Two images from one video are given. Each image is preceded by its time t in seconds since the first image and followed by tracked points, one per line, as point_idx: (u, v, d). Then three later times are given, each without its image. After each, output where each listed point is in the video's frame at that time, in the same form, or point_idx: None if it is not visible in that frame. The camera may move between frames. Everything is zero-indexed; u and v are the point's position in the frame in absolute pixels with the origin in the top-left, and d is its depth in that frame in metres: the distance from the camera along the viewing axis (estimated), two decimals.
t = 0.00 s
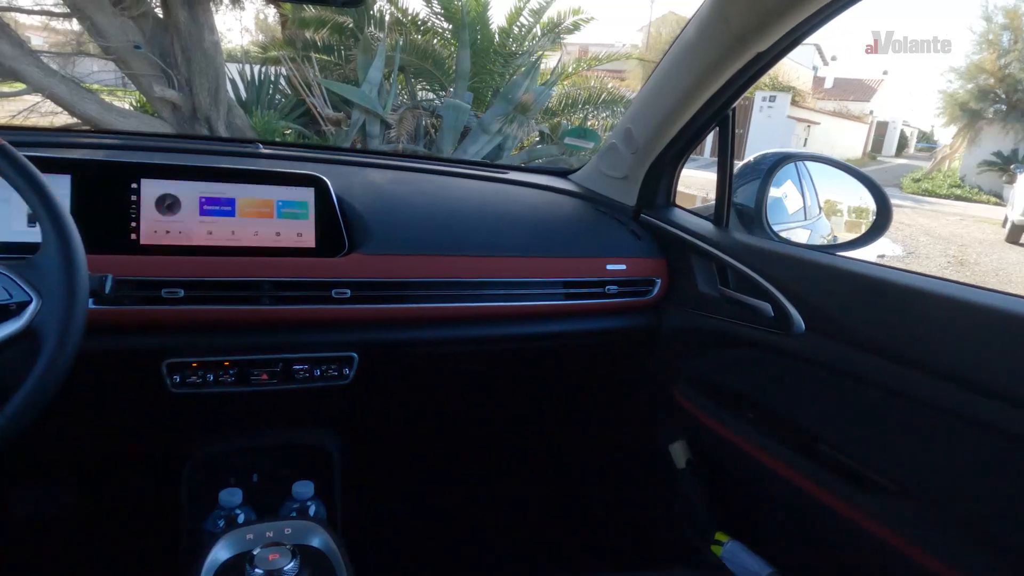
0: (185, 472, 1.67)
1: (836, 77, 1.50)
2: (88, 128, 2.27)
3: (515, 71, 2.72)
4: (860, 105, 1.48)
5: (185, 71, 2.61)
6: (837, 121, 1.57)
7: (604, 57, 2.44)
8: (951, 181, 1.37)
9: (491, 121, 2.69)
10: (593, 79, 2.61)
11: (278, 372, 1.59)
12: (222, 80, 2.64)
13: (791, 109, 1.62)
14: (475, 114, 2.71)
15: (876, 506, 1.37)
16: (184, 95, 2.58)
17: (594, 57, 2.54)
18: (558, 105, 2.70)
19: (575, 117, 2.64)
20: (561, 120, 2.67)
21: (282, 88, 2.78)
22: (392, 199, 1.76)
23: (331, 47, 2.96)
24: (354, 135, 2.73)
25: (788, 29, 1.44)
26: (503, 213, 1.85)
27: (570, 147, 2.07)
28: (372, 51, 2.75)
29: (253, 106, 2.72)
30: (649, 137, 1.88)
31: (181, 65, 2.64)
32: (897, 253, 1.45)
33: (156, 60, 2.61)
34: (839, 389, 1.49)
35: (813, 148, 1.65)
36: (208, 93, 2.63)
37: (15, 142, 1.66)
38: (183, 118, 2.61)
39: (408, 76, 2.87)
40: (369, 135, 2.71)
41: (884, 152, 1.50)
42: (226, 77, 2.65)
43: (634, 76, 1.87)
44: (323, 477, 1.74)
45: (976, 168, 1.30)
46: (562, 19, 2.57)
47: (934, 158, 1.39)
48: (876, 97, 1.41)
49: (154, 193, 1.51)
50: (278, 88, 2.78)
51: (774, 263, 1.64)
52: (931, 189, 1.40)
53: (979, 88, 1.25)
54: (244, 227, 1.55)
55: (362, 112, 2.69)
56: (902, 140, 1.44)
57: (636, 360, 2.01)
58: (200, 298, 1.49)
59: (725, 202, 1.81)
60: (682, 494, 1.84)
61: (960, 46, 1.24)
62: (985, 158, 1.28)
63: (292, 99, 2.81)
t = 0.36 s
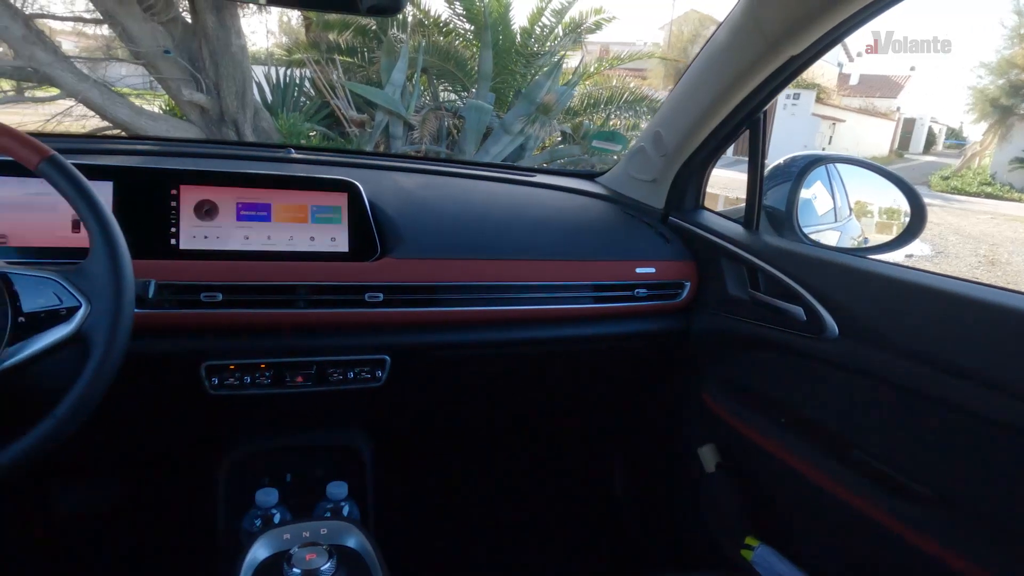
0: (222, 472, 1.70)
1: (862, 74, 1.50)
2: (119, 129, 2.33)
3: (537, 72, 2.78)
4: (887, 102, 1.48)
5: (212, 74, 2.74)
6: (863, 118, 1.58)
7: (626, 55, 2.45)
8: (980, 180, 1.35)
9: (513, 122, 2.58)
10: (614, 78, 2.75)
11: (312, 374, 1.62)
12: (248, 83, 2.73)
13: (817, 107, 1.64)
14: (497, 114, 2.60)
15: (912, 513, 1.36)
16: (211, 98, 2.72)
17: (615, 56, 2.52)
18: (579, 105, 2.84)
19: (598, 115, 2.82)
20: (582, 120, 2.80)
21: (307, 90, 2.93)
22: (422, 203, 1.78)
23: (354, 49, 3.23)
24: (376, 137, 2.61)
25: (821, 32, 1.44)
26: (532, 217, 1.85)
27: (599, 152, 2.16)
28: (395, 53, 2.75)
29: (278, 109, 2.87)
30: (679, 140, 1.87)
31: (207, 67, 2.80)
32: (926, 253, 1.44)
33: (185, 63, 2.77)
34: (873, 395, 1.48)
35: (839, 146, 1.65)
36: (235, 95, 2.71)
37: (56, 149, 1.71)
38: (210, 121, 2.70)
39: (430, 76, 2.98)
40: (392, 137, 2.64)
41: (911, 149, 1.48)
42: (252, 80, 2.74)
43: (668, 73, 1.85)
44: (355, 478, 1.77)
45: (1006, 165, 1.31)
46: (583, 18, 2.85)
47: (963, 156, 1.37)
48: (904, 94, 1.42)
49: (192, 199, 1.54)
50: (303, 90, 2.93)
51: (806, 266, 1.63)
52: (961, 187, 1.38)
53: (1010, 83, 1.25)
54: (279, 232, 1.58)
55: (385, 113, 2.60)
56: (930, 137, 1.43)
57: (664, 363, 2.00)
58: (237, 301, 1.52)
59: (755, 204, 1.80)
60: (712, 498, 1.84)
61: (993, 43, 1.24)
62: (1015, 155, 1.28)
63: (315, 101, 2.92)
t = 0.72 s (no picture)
0: (245, 468, 1.75)
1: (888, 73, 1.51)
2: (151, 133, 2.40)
3: (556, 73, 2.78)
4: (914, 100, 1.50)
5: (237, 78, 2.95)
6: (886, 117, 1.59)
7: (647, 56, 2.54)
8: (1011, 180, 1.35)
9: (533, 123, 2.61)
10: (636, 79, 2.62)
11: (332, 373, 1.67)
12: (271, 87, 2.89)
13: (841, 106, 1.63)
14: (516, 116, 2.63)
15: (923, 515, 1.37)
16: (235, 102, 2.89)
17: (637, 56, 2.59)
18: (599, 106, 2.71)
19: (618, 118, 2.65)
20: (602, 121, 2.66)
21: (329, 93, 2.84)
22: (438, 206, 1.82)
23: (377, 53, 3.17)
24: (397, 139, 2.67)
25: (832, 38, 1.46)
26: (547, 219, 1.88)
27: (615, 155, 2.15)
28: (416, 56, 2.82)
29: (301, 111, 2.81)
30: (692, 144, 1.89)
31: (234, 72, 3.02)
32: (953, 254, 1.42)
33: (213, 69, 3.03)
34: (885, 398, 1.49)
35: (863, 146, 1.65)
36: (259, 98, 2.86)
37: (88, 155, 1.78)
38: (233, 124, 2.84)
39: (451, 79, 2.97)
40: (412, 139, 2.66)
41: (939, 148, 1.48)
42: (275, 84, 2.88)
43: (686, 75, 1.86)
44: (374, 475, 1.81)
45: None
46: (603, 22, 2.86)
47: (994, 155, 1.37)
48: (932, 91, 1.44)
49: (217, 203, 1.59)
50: (325, 92, 2.84)
51: (819, 269, 1.64)
52: (991, 187, 1.39)
53: None
54: (300, 235, 1.63)
55: (405, 114, 2.63)
56: (959, 136, 1.43)
57: (679, 364, 2.02)
58: (259, 303, 1.57)
59: (769, 207, 1.81)
60: (725, 498, 1.85)
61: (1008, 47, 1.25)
62: None
63: (337, 103, 2.82)
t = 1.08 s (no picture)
0: (253, 466, 1.81)
1: (915, 72, 1.47)
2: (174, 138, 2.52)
3: (575, 75, 2.81)
4: (942, 100, 1.44)
5: (258, 81, 2.93)
6: (913, 117, 1.52)
7: (665, 57, 2.55)
8: None
9: (550, 125, 2.58)
10: (655, 80, 2.63)
11: (337, 373, 1.71)
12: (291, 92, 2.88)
13: (865, 106, 1.58)
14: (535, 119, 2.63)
15: (916, 520, 1.38)
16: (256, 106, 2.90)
17: (656, 58, 2.64)
18: (617, 108, 2.73)
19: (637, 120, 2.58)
20: (620, 123, 2.70)
21: (349, 96, 2.88)
22: (443, 211, 1.85)
23: (397, 57, 3.33)
24: (416, 141, 2.72)
25: (831, 42, 1.48)
26: (550, 224, 1.91)
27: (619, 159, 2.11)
28: (434, 59, 2.81)
29: (321, 115, 2.85)
30: (694, 150, 1.91)
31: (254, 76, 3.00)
32: (979, 257, 1.37)
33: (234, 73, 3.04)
34: (882, 403, 1.50)
35: (889, 145, 1.57)
36: (279, 101, 2.86)
37: (108, 161, 1.84)
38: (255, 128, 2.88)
39: (469, 82, 2.98)
40: (430, 141, 2.69)
41: (968, 148, 1.43)
42: (296, 85, 2.90)
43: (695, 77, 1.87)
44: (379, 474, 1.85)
45: None
46: (622, 22, 2.99)
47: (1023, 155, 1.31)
48: (961, 90, 1.39)
49: (227, 208, 1.65)
50: (345, 96, 2.88)
51: (817, 274, 1.65)
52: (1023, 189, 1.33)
53: None
54: (308, 239, 1.68)
55: (424, 117, 2.66)
56: (989, 136, 1.38)
57: (682, 367, 2.04)
58: (266, 305, 1.62)
59: (771, 212, 1.81)
60: (725, 501, 1.87)
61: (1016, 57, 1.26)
62: None
63: (357, 106, 2.88)
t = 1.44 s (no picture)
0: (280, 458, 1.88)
1: (942, 69, 1.43)
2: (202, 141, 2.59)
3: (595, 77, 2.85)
4: (969, 98, 1.41)
5: (282, 85, 3.00)
6: (940, 117, 1.48)
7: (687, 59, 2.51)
8: None
9: (569, 126, 2.61)
10: (677, 81, 2.59)
11: (361, 369, 1.77)
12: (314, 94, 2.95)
13: (891, 105, 1.53)
14: (555, 120, 2.66)
15: (924, 516, 1.41)
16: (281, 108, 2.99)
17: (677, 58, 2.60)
18: (637, 109, 2.72)
19: (658, 121, 2.54)
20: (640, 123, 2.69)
21: (371, 98, 2.97)
22: (463, 212, 1.90)
23: (418, 60, 3.30)
24: (436, 143, 2.77)
25: (843, 47, 1.51)
26: (568, 225, 1.95)
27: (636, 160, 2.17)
28: (454, 60, 2.91)
29: (343, 116, 2.91)
30: (709, 152, 1.94)
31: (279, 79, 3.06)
32: (1006, 258, 1.36)
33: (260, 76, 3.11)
34: (893, 401, 1.52)
35: (914, 146, 1.55)
36: (302, 104, 2.95)
37: (144, 164, 1.93)
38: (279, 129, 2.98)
39: (490, 82, 3.06)
40: (450, 142, 2.75)
41: (995, 148, 1.40)
42: (320, 89, 2.98)
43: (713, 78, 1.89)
44: (400, 467, 1.91)
45: None
46: (641, 24, 3.09)
47: None
48: (988, 88, 1.36)
49: (258, 210, 1.71)
50: (366, 98, 2.97)
51: (832, 276, 1.67)
52: None
53: None
54: (334, 240, 1.74)
55: (444, 119, 2.73)
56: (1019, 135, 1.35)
57: (697, 366, 2.07)
58: (294, 303, 1.69)
59: (787, 213, 1.84)
60: (739, 497, 1.90)
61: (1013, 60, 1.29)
62: None
63: (378, 109, 2.96)
